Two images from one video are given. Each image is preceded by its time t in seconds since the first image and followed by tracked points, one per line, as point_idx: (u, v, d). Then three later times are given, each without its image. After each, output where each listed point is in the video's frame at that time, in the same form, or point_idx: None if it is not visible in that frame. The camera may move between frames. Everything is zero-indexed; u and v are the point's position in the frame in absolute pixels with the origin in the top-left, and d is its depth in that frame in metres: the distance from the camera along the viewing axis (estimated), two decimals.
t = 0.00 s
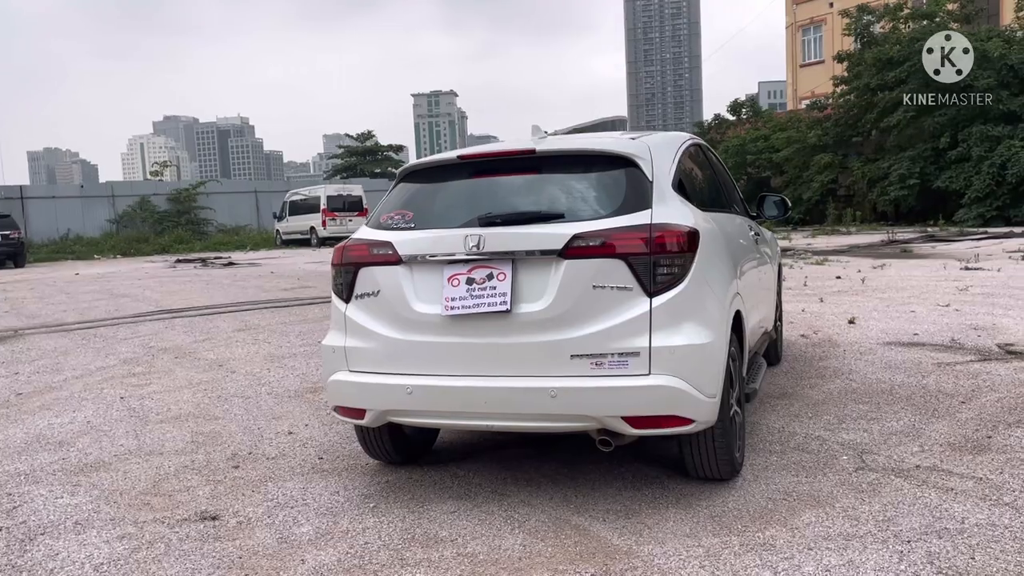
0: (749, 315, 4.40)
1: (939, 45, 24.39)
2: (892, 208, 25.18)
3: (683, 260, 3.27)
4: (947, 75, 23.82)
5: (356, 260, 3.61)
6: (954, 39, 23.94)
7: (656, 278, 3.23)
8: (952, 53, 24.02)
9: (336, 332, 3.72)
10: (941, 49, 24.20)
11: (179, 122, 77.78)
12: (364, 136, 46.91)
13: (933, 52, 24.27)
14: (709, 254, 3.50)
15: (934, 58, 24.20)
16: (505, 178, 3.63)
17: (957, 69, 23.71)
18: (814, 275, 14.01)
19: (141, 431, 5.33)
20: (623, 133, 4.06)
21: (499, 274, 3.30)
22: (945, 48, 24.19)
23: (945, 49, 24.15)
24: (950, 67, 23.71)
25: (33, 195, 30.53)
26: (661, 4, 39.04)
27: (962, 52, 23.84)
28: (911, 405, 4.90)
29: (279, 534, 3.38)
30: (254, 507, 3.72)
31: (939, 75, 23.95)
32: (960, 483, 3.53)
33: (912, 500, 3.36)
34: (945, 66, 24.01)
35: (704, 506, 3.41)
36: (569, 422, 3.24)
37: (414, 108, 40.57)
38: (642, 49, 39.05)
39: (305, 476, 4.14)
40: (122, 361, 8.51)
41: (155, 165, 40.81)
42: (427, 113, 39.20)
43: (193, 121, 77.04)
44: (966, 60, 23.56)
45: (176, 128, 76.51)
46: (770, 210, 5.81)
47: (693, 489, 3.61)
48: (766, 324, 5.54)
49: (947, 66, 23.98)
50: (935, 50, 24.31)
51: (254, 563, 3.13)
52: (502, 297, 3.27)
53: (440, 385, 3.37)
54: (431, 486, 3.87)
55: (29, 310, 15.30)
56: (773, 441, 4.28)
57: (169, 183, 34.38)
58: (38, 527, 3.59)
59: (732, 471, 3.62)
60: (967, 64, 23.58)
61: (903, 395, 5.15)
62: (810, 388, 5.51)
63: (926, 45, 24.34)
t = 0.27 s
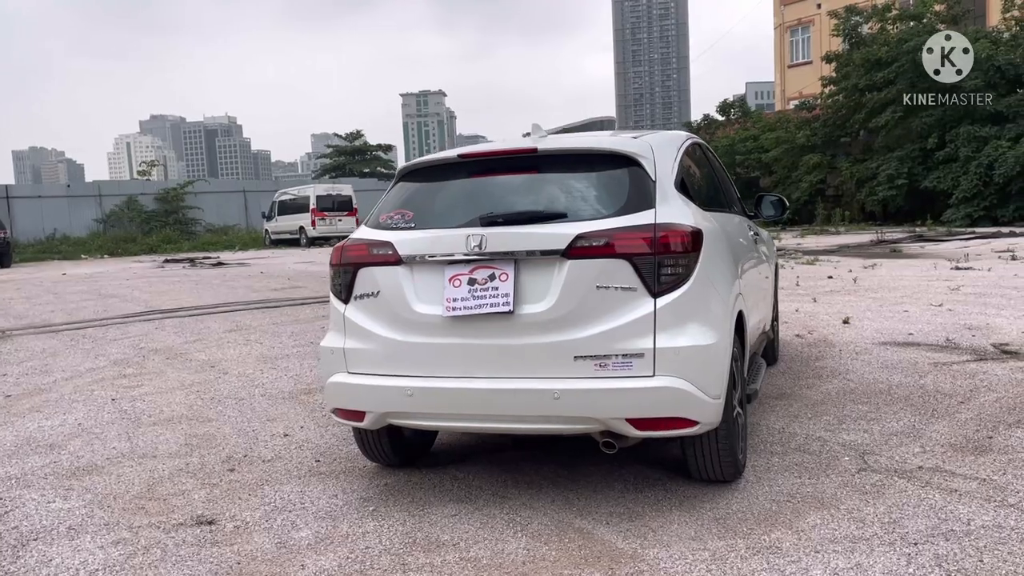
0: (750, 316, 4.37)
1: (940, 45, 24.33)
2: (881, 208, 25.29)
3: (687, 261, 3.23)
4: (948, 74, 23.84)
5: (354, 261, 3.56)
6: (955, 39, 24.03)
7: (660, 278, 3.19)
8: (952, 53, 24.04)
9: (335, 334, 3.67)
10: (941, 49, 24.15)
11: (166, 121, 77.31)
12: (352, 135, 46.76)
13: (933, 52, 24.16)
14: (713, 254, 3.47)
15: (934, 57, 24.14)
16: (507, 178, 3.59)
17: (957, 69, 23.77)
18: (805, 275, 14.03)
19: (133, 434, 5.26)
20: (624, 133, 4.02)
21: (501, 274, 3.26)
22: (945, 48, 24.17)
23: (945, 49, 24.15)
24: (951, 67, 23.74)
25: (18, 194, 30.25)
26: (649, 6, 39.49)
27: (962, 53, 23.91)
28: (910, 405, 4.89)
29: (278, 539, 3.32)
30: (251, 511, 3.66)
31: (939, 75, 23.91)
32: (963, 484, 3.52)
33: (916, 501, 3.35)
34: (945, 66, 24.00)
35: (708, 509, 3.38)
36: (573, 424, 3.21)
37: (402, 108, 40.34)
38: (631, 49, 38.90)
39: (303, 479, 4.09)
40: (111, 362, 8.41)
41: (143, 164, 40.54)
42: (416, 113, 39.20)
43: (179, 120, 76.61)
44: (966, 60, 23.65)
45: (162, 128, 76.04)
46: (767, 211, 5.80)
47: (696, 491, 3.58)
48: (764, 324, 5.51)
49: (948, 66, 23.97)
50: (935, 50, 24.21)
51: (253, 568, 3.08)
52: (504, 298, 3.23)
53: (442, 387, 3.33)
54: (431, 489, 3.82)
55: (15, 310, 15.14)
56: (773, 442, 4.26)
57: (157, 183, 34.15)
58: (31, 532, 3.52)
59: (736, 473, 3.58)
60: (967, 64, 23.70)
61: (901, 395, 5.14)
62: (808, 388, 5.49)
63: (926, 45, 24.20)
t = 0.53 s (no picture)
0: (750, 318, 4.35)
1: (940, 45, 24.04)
2: (868, 208, 25.39)
3: (692, 262, 3.21)
4: (948, 74, 23.79)
5: (354, 263, 3.52)
6: (955, 39, 23.91)
7: (664, 280, 3.17)
8: (952, 53, 23.95)
9: (334, 337, 3.62)
10: (941, 49, 24.00)
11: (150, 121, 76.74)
12: (340, 135, 46.57)
13: (933, 51, 23.97)
14: (717, 256, 3.44)
15: (935, 58, 24.02)
16: (509, 179, 3.55)
17: (958, 69, 23.74)
18: (795, 275, 14.06)
19: (124, 438, 5.18)
20: (625, 134, 3.99)
21: (505, 276, 3.22)
22: (945, 48, 24.02)
23: (945, 48, 24.01)
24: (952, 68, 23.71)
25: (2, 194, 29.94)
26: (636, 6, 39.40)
27: (963, 52, 23.87)
28: (909, 407, 4.88)
29: (277, 546, 3.27)
30: (249, 517, 3.61)
31: (939, 75, 23.82)
32: (967, 486, 3.51)
33: (920, 503, 3.34)
34: (945, 66, 23.95)
35: (712, 512, 3.35)
36: (578, 428, 3.17)
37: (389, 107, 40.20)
38: (618, 50, 38.83)
39: (300, 484, 4.04)
40: (100, 364, 8.31)
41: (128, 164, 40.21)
42: (403, 113, 39.05)
43: (164, 120, 76.07)
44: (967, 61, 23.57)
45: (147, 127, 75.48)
46: (764, 212, 5.79)
47: (700, 494, 3.55)
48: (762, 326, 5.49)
49: (948, 66, 23.90)
50: (936, 50, 24.11)
51: None
52: (508, 300, 3.20)
53: (444, 391, 3.29)
54: (431, 494, 3.78)
55: None
56: (775, 444, 4.24)
57: (142, 182, 33.87)
58: (24, 540, 3.45)
59: (740, 476, 3.56)
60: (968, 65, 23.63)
61: (899, 397, 5.14)
62: (805, 389, 5.48)
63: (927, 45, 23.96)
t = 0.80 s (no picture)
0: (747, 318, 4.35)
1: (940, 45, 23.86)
2: (853, 209, 25.52)
3: (693, 264, 3.20)
4: (948, 75, 23.69)
5: (352, 264, 3.49)
6: (955, 39, 23.69)
7: (665, 282, 3.16)
8: (952, 53, 23.76)
9: (331, 339, 3.59)
10: (941, 49, 23.78)
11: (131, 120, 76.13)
12: (325, 135, 46.39)
13: (933, 52, 23.85)
14: (717, 257, 3.44)
15: (933, 58, 23.83)
16: (508, 180, 3.53)
17: (959, 70, 23.64)
18: (784, 276, 14.13)
19: (114, 441, 5.12)
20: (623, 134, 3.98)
21: (505, 278, 3.21)
22: (945, 48, 23.81)
23: (945, 49, 23.81)
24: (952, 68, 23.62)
25: None
26: (621, 7, 39.32)
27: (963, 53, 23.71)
28: (903, 407, 4.90)
29: (275, 550, 3.24)
30: (245, 521, 3.57)
31: (939, 75, 23.73)
32: (964, 487, 3.52)
33: (920, 504, 3.34)
34: (945, 67, 23.82)
35: (713, 514, 3.35)
36: (578, 430, 3.16)
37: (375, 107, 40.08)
38: (602, 51, 38.79)
39: (296, 487, 4.00)
40: (86, 367, 8.21)
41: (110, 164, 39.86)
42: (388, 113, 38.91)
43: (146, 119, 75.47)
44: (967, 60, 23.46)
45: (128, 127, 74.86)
46: (758, 213, 5.79)
47: (699, 495, 3.55)
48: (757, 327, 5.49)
49: (947, 66, 23.79)
50: (935, 50, 23.88)
51: None
52: (509, 302, 3.18)
53: (444, 393, 3.27)
54: (429, 496, 3.76)
55: None
56: (772, 445, 4.24)
57: (124, 182, 33.57)
58: (16, 546, 3.40)
59: (739, 477, 3.56)
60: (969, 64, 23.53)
61: (893, 397, 5.16)
62: (799, 390, 5.49)
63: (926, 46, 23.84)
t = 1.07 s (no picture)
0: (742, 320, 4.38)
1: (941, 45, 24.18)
2: (837, 209, 25.74)
3: (692, 265, 3.22)
4: (948, 75, 23.78)
5: (351, 265, 3.49)
6: (955, 39, 23.80)
7: (666, 283, 3.18)
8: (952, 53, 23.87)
9: (330, 340, 3.58)
10: (941, 49, 24.11)
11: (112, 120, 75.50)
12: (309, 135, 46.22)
13: (933, 52, 24.22)
14: (716, 259, 3.46)
15: (935, 57, 24.14)
16: (508, 181, 3.54)
17: (957, 69, 23.67)
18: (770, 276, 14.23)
19: (107, 444, 5.08)
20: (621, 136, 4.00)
21: (506, 279, 3.22)
22: (945, 48, 24.10)
23: (945, 48, 24.05)
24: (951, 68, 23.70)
25: None
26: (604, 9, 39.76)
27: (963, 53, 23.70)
28: (895, 406, 4.95)
29: (276, 552, 3.23)
30: (244, 523, 3.56)
31: (940, 74, 23.93)
32: (959, 485, 3.56)
33: (915, 502, 3.38)
34: (945, 67, 23.98)
35: (712, 513, 3.37)
36: (579, 431, 3.17)
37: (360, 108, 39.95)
38: (586, 52, 38.95)
39: (294, 488, 3.99)
40: (74, 369, 8.15)
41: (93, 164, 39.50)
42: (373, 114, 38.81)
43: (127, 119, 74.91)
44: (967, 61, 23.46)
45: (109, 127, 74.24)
46: (751, 214, 5.83)
47: (698, 495, 3.57)
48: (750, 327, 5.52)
49: (948, 66, 23.92)
50: (936, 50, 24.21)
51: None
52: (510, 303, 3.19)
53: (445, 394, 3.27)
54: (427, 497, 3.76)
55: None
56: (767, 444, 4.28)
57: (106, 183, 33.28)
58: (13, 549, 3.37)
59: (738, 477, 3.58)
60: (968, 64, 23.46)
61: (884, 396, 5.21)
62: (791, 389, 5.54)
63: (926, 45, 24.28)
